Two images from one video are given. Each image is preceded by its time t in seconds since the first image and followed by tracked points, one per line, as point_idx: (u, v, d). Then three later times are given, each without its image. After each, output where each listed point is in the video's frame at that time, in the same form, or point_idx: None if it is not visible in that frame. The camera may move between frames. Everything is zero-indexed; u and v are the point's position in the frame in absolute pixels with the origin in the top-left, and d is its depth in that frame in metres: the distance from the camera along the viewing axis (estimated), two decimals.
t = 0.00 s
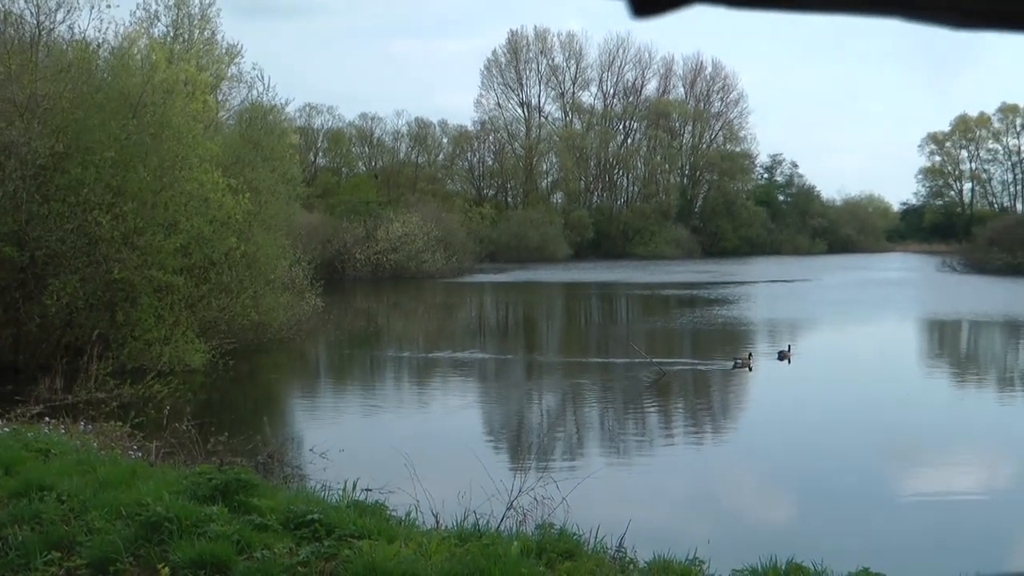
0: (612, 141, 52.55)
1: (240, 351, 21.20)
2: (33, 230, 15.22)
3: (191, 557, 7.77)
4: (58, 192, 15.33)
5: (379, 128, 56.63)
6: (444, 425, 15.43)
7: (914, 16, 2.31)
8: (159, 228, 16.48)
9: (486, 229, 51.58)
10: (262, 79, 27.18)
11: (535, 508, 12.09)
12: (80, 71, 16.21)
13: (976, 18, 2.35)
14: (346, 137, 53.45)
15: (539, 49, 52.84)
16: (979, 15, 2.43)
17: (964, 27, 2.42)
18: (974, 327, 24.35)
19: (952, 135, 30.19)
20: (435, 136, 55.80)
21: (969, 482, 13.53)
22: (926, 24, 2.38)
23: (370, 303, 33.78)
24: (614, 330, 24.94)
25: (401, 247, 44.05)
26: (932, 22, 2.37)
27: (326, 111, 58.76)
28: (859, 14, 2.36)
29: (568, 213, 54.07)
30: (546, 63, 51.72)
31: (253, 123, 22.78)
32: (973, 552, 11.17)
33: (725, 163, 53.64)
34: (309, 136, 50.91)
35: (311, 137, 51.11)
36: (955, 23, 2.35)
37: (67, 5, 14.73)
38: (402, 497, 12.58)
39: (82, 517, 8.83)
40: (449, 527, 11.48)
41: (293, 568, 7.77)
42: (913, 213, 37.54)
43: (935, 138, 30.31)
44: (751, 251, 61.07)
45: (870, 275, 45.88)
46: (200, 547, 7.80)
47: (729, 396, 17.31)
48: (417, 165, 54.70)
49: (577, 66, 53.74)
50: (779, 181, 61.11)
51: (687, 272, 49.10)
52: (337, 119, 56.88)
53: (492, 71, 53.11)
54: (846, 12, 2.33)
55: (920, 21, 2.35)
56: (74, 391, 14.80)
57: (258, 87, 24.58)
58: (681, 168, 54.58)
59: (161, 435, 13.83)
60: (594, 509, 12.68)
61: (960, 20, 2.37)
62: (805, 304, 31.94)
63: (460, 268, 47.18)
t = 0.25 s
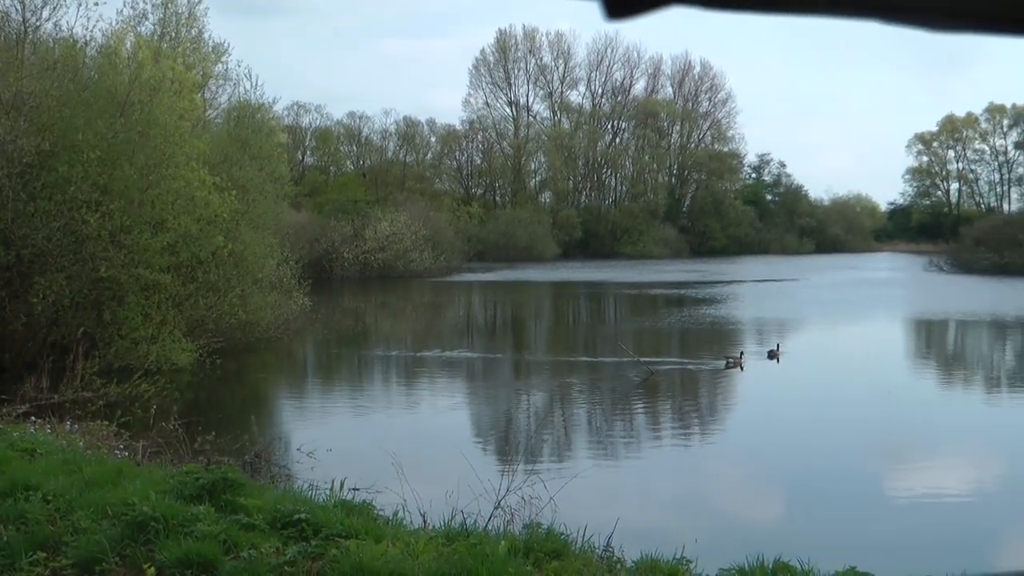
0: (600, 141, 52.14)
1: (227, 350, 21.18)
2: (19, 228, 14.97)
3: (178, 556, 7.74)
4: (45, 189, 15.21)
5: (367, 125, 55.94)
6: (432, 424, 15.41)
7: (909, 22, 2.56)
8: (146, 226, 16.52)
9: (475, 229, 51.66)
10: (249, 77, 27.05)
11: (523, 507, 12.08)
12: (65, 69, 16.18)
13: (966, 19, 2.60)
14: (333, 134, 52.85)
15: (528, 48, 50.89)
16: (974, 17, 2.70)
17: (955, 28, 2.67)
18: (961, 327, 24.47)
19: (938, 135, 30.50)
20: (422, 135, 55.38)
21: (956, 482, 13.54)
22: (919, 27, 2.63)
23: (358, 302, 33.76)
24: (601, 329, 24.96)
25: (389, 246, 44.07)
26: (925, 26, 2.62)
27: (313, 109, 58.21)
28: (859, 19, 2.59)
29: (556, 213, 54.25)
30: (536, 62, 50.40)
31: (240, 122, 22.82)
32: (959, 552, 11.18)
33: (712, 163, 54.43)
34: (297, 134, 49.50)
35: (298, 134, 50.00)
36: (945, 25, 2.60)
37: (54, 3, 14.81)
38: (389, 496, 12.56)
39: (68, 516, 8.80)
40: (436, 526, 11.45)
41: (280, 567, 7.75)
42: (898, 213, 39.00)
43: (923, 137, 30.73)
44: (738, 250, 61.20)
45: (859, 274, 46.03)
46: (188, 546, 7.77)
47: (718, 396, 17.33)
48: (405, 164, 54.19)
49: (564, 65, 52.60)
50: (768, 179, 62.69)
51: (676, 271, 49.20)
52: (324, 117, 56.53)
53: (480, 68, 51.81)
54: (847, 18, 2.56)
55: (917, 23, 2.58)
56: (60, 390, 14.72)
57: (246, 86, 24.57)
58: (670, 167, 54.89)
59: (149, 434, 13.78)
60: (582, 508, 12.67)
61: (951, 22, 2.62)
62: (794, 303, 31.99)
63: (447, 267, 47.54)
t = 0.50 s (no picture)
0: (588, 140, 52.60)
1: (213, 348, 21.12)
2: (5, 224, 14.93)
3: (163, 555, 7.75)
4: (31, 186, 15.16)
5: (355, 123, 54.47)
6: (418, 423, 15.39)
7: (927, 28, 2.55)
8: (132, 223, 16.47)
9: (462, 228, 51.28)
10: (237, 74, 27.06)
11: (509, 506, 12.07)
12: (51, 65, 16.12)
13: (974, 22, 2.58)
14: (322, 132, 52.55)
15: (517, 48, 52.32)
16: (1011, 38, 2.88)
17: (966, 32, 2.65)
18: (946, 327, 24.58)
19: (926, 137, 30.14)
20: (411, 133, 54.88)
21: (941, 483, 13.58)
22: (923, 30, 2.61)
23: (344, 300, 33.69)
24: (588, 329, 24.96)
25: (376, 245, 44.02)
26: (937, 28, 2.60)
27: (298, 107, 57.19)
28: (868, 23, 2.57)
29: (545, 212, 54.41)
30: (524, 61, 52.12)
31: (228, 118, 22.80)
32: (945, 552, 11.18)
33: (700, 163, 53.95)
34: (285, 132, 49.33)
35: (286, 132, 49.93)
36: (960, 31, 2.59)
37: None
38: (375, 495, 12.54)
39: (53, 515, 8.78)
40: (421, 525, 11.43)
41: (265, 567, 7.74)
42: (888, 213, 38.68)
43: (915, 137, 30.44)
44: (725, 250, 60.95)
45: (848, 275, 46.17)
46: (173, 545, 7.79)
47: (704, 396, 17.33)
48: (393, 163, 53.64)
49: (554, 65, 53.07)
50: (754, 180, 61.82)
51: (664, 271, 49.28)
52: (311, 115, 56.26)
53: (469, 68, 52.97)
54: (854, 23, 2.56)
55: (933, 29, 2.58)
56: (45, 387, 14.66)
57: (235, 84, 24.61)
58: (657, 167, 54.89)
59: (134, 432, 13.75)
60: (567, 508, 12.66)
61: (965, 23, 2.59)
62: (782, 304, 32.02)
63: (434, 266, 47.52)
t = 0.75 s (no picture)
0: (576, 139, 52.75)
1: (201, 347, 21.12)
2: None
3: (148, 554, 7.75)
4: (17, 184, 15.21)
5: (342, 123, 54.69)
6: (405, 423, 15.36)
7: (905, 33, 2.08)
8: (119, 221, 16.51)
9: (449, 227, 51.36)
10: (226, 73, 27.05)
11: (497, 506, 12.06)
12: (39, 63, 15.94)
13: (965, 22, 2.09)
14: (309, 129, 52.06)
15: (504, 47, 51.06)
16: None
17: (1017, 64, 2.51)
18: (934, 327, 24.65)
19: (912, 137, 30.37)
20: (398, 133, 54.18)
21: (929, 482, 13.59)
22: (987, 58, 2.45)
23: (332, 300, 33.59)
24: (576, 328, 24.93)
25: (364, 244, 43.89)
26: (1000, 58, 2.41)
27: (286, 106, 57.40)
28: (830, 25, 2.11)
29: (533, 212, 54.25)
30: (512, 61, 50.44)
31: (216, 117, 22.72)
32: (933, 553, 11.19)
33: (688, 163, 54.25)
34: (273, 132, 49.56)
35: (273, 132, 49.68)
36: (944, 36, 2.11)
37: None
38: (363, 495, 12.53)
39: (39, 514, 8.77)
40: (408, 525, 11.42)
41: (252, 566, 7.75)
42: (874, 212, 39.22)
43: (896, 137, 30.52)
44: (712, 250, 60.96)
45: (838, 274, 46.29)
46: (159, 544, 7.80)
47: (692, 396, 17.30)
48: (381, 162, 52.99)
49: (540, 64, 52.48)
50: (742, 179, 61.35)
51: (652, 271, 49.36)
52: (299, 115, 56.19)
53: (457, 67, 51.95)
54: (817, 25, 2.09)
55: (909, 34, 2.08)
56: (32, 386, 14.64)
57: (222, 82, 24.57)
58: (645, 166, 55.04)
59: (120, 431, 13.72)
60: (554, 507, 12.66)
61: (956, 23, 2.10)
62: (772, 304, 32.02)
63: (422, 265, 47.41)
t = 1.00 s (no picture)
0: (563, 139, 52.08)
1: (187, 346, 21.09)
2: None
3: (136, 553, 7.77)
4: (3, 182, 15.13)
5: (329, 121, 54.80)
6: (392, 422, 15.37)
7: (898, 33, 2.35)
8: (105, 221, 16.44)
9: (436, 227, 51.58)
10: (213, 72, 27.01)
11: (482, 506, 12.05)
12: (22, 61, 16.09)
13: (955, 22, 2.35)
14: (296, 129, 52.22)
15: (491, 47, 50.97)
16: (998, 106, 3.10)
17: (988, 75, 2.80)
18: (920, 327, 24.72)
19: (899, 137, 29.37)
20: (385, 132, 54.07)
21: (914, 482, 13.62)
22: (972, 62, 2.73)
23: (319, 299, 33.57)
24: (563, 328, 24.98)
25: (351, 243, 43.81)
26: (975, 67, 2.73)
27: (274, 105, 58.04)
28: (830, 26, 2.35)
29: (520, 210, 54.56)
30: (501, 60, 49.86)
31: (202, 116, 22.69)
32: (918, 552, 11.20)
33: (675, 163, 54.06)
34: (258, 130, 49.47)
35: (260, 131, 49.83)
36: (934, 35, 2.36)
37: None
38: (349, 494, 12.52)
39: (23, 514, 8.75)
40: (394, 524, 11.41)
41: (238, 566, 7.73)
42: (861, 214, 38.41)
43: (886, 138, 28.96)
44: (700, 250, 60.97)
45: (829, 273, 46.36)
46: (145, 544, 7.82)
47: (678, 396, 17.33)
48: (369, 161, 53.18)
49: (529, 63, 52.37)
50: (729, 179, 61.96)
51: (638, 270, 49.50)
52: (285, 113, 56.05)
53: (444, 67, 51.84)
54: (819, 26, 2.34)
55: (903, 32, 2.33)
56: (17, 385, 14.56)
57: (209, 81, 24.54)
58: (632, 166, 54.89)
59: (106, 430, 13.69)
60: (540, 507, 12.68)
61: (943, 24, 2.36)
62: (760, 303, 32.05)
63: (409, 264, 47.53)
